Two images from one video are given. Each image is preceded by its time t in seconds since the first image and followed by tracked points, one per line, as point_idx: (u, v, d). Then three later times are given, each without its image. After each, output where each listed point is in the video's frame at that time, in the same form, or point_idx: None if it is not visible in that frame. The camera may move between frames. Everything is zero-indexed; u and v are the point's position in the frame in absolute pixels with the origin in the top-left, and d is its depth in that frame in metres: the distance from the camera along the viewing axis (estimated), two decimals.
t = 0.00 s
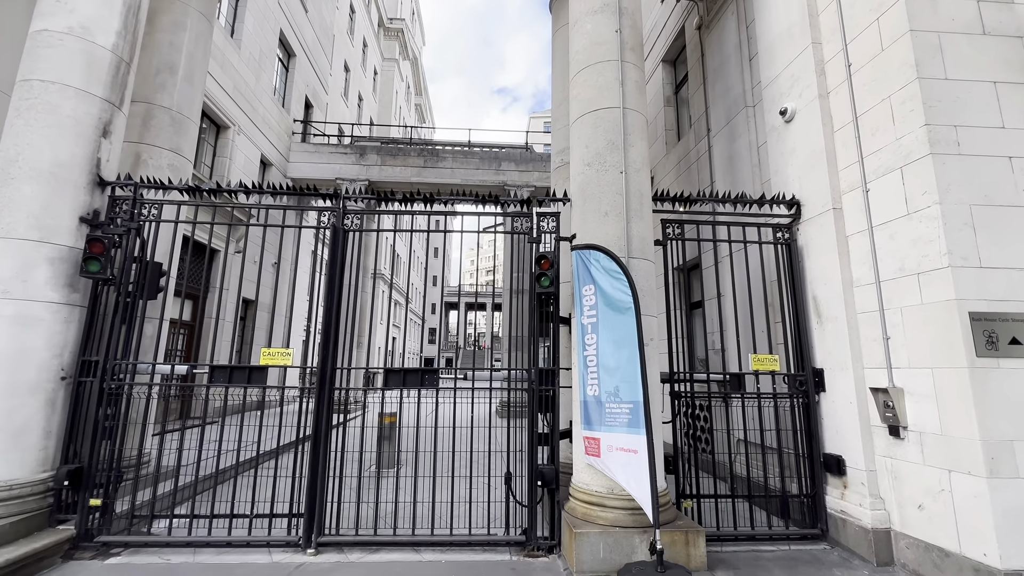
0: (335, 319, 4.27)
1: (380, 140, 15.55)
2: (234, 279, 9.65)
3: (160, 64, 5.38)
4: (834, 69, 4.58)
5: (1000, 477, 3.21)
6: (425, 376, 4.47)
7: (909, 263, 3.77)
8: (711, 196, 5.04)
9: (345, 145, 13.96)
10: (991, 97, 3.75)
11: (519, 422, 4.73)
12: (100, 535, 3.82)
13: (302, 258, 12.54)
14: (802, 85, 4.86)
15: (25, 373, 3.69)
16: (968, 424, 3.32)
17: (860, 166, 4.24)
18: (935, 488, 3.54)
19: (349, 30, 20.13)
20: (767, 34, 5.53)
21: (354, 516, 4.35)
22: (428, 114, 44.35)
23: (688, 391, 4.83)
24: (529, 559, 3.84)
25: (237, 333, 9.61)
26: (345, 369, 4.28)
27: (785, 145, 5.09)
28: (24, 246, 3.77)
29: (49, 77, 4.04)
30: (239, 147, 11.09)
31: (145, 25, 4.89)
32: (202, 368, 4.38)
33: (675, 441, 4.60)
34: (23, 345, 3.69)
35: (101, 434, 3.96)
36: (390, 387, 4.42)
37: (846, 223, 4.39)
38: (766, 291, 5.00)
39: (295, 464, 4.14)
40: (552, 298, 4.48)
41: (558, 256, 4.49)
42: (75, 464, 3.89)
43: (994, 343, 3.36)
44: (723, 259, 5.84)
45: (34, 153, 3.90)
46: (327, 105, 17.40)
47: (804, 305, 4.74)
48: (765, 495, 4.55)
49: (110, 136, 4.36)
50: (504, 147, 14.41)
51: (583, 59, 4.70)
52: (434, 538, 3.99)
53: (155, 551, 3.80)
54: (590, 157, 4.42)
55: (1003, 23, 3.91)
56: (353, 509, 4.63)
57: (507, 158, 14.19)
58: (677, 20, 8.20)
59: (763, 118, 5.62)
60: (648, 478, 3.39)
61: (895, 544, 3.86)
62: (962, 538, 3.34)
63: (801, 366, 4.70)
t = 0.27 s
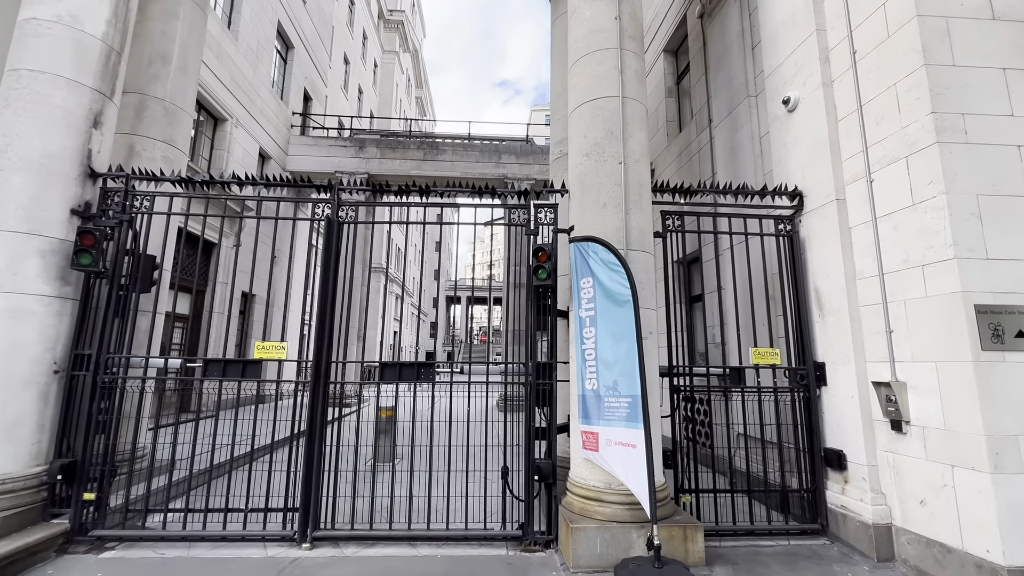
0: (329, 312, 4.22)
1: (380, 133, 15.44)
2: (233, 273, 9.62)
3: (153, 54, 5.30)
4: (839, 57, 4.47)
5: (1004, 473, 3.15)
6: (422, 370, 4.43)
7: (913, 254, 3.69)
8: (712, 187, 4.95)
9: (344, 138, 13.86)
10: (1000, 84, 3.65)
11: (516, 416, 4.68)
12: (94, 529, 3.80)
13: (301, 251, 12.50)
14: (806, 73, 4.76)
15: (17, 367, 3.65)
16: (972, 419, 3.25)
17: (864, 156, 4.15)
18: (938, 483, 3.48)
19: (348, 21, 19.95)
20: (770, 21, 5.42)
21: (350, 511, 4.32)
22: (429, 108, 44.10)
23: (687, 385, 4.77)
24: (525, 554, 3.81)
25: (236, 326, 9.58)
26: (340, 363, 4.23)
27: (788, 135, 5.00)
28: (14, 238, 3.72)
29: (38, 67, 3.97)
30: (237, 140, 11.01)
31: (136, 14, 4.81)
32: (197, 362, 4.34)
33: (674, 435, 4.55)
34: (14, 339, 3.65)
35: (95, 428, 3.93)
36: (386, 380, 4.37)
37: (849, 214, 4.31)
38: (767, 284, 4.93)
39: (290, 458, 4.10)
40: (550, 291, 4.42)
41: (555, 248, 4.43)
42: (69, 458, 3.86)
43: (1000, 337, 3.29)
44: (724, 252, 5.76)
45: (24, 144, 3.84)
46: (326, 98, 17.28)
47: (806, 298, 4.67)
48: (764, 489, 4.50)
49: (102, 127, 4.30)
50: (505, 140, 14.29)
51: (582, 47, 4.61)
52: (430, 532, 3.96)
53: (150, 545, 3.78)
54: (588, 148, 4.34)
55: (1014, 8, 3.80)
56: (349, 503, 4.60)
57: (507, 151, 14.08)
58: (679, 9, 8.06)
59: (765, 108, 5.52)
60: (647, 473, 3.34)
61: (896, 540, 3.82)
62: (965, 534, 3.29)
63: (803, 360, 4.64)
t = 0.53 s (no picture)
0: (322, 306, 4.18)
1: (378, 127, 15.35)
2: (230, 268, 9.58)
3: (144, 44, 5.23)
4: (840, 47, 4.40)
5: (1004, 469, 3.11)
6: (415, 364, 4.38)
7: (914, 248, 3.63)
8: (710, 180, 4.88)
9: (342, 131, 13.77)
10: (1004, 73, 3.58)
11: (511, 412, 4.64)
12: (86, 525, 3.77)
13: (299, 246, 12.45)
14: (806, 64, 4.69)
15: (5, 361, 3.61)
16: (972, 415, 3.21)
17: (865, 148, 4.08)
18: (936, 479, 3.44)
19: (347, 14, 19.80)
20: (771, 11, 5.33)
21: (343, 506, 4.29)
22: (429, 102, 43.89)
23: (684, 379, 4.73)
24: (520, 549, 3.78)
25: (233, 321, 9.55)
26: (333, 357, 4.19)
27: (787, 127, 4.93)
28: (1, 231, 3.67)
29: (25, 56, 3.91)
30: (233, 134, 10.93)
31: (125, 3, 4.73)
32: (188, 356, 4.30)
33: (670, 431, 4.52)
34: (2, 333, 3.61)
35: (85, 423, 3.90)
36: (379, 375, 4.33)
37: (849, 207, 4.25)
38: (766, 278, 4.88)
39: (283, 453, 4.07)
40: (545, 285, 4.37)
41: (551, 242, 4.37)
42: (59, 453, 3.83)
43: (1001, 331, 3.24)
44: (722, 246, 5.71)
45: (10, 135, 3.78)
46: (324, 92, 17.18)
47: (805, 292, 4.61)
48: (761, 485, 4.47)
49: (90, 119, 4.24)
50: (504, 134, 14.19)
51: (579, 37, 4.53)
52: (424, 528, 3.93)
53: (141, 540, 3.75)
54: (584, 139, 4.27)
55: None
56: (343, 499, 4.57)
57: (506, 145, 13.97)
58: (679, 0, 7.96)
59: (765, 100, 5.45)
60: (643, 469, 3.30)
61: (894, 536, 3.79)
62: (963, 531, 3.25)
63: (801, 355, 4.59)
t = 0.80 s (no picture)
0: (313, 300, 4.13)
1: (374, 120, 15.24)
2: (223, 262, 9.51)
3: (133, 34, 5.14)
4: (838, 39, 4.35)
5: (998, 465, 3.09)
6: (408, 359, 4.34)
7: (910, 242, 3.60)
8: (706, 174, 4.84)
9: (337, 125, 13.67)
10: (1003, 66, 3.54)
11: (505, 407, 4.61)
12: (74, 520, 3.74)
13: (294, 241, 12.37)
14: (804, 57, 4.64)
15: None
16: (967, 410, 3.18)
17: (862, 141, 4.04)
18: (931, 474, 3.43)
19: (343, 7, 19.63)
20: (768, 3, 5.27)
21: (335, 502, 4.25)
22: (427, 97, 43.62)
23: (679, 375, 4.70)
24: (512, 545, 3.76)
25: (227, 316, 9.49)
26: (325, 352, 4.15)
27: (785, 120, 4.89)
28: None
29: (8, 45, 3.83)
30: (227, 127, 10.82)
31: None
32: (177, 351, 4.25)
33: (665, 426, 4.50)
34: None
35: (73, 418, 3.85)
36: (371, 370, 4.28)
37: (846, 201, 4.21)
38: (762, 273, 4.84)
39: (273, 449, 4.03)
40: (539, 280, 4.32)
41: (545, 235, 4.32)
42: (46, 448, 3.78)
43: (998, 326, 3.21)
44: (718, 241, 5.67)
45: None
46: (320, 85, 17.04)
47: (801, 287, 4.58)
48: (756, 481, 4.45)
49: (76, 109, 4.16)
50: (501, 128, 14.09)
51: (574, 27, 4.48)
52: (415, 524, 3.90)
53: (130, 536, 3.71)
54: (579, 132, 4.22)
55: None
56: (335, 494, 4.53)
57: (503, 139, 13.88)
58: None
59: (762, 93, 5.40)
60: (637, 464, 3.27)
61: (887, 532, 3.78)
62: (957, 526, 3.24)
63: (796, 350, 4.57)
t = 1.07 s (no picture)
0: (303, 294, 4.06)
1: (368, 114, 15.10)
2: (214, 256, 9.40)
3: (118, 22, 5.03)
4: (834, 33, 4.32)
5: (990, 460, 3.09)
6: (399, 354, 4.29)
7: (904, 238, 3.59)
8: (701, 168, 4.81)
9: (330, 118, 13.52)
10: (998, 61, 3.52)
11: (498, 402, 4.57)
12: (57, 518, 3.67)
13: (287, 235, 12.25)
14: (800, 51, 4.61)
15: None
16: (959, 405, 3.18)
17: (857, 136, 4.02)
18: (923, 470, 3.43)
19: None
20: None
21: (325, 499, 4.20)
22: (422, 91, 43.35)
23: (673, 370, 4.68)
24: (504, 541, 3.73)
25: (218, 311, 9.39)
26: (315, 347, 4.09)
27: (780, 115, 4.86)
28: None
29: None
30: (218, 119, 10.67)
31: None
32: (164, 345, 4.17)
33: (658, 422, 4.48)
34: None
35: (56, 414, 3.77)
36: (362, 365, 4.22)
37: (840, 197, 4.20)
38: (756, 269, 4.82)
39: (262, 445, 3.97)
40: (532, 274, 4.27)
41: (539, 230, 4.28)
42: (29, 445, 3.71)
43: (990, 322, 3.21)
44: (713, 236, 5.65)
45: None
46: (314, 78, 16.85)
47: (795, 283, 4.57)
48: (748, 476, 4.45)
49: (59, 98, 4.06)
50: (495, 123, 14.00)
51: (569, 19, 4.42)
52: (407, 520, 3.86)
53: (115, 534, 3.65)
54: (573, 125, 4.17)
55: None
56: (326, 491, 4.48)
57: (498, 134, 13.79)
58: None
59: (758, 88, 5.37)
60: (630, 460, 3.25)
61: (878, 527, 3.78)
62: (948, 521, 3.24)
63: (789, 346, 4.56)
